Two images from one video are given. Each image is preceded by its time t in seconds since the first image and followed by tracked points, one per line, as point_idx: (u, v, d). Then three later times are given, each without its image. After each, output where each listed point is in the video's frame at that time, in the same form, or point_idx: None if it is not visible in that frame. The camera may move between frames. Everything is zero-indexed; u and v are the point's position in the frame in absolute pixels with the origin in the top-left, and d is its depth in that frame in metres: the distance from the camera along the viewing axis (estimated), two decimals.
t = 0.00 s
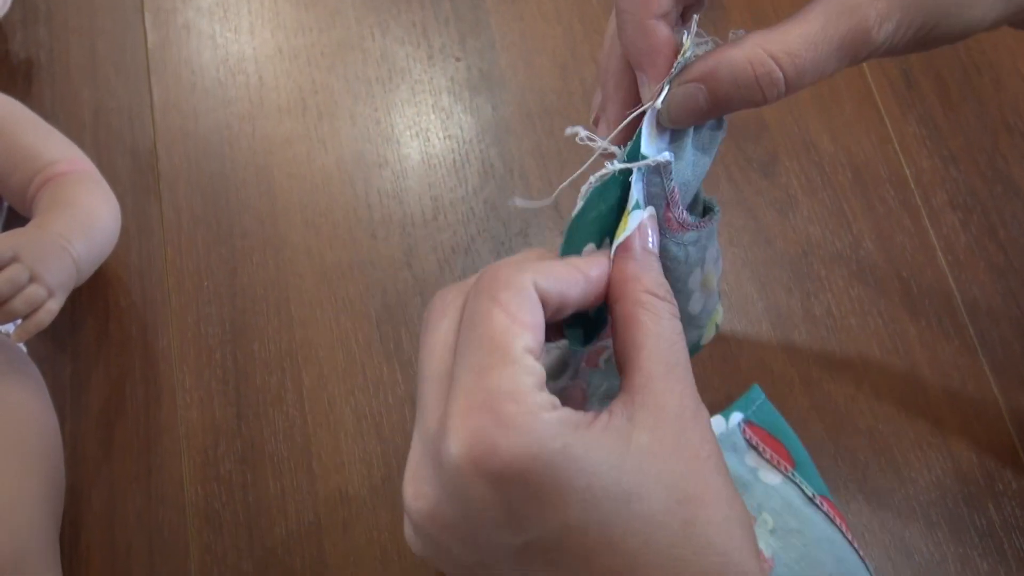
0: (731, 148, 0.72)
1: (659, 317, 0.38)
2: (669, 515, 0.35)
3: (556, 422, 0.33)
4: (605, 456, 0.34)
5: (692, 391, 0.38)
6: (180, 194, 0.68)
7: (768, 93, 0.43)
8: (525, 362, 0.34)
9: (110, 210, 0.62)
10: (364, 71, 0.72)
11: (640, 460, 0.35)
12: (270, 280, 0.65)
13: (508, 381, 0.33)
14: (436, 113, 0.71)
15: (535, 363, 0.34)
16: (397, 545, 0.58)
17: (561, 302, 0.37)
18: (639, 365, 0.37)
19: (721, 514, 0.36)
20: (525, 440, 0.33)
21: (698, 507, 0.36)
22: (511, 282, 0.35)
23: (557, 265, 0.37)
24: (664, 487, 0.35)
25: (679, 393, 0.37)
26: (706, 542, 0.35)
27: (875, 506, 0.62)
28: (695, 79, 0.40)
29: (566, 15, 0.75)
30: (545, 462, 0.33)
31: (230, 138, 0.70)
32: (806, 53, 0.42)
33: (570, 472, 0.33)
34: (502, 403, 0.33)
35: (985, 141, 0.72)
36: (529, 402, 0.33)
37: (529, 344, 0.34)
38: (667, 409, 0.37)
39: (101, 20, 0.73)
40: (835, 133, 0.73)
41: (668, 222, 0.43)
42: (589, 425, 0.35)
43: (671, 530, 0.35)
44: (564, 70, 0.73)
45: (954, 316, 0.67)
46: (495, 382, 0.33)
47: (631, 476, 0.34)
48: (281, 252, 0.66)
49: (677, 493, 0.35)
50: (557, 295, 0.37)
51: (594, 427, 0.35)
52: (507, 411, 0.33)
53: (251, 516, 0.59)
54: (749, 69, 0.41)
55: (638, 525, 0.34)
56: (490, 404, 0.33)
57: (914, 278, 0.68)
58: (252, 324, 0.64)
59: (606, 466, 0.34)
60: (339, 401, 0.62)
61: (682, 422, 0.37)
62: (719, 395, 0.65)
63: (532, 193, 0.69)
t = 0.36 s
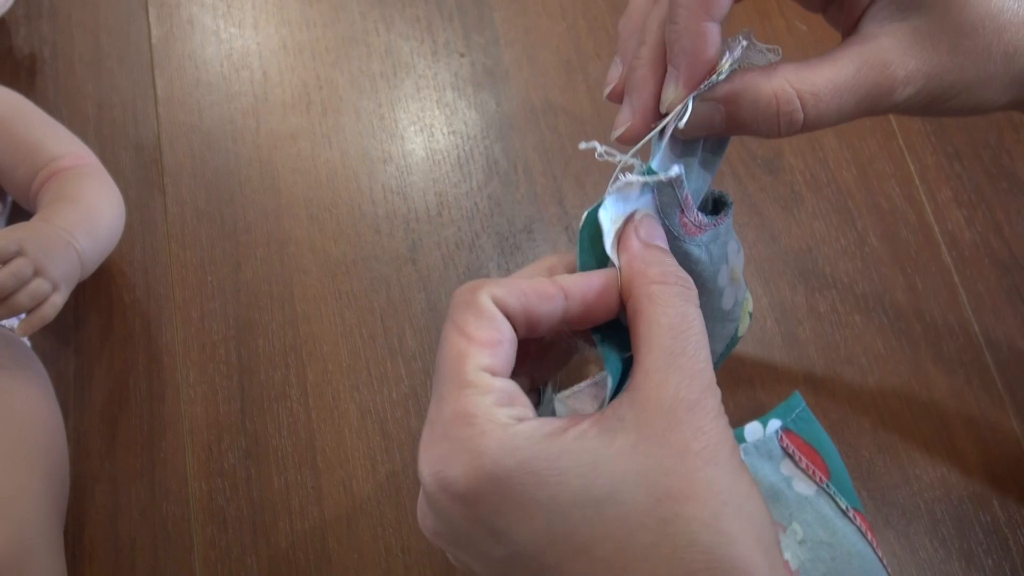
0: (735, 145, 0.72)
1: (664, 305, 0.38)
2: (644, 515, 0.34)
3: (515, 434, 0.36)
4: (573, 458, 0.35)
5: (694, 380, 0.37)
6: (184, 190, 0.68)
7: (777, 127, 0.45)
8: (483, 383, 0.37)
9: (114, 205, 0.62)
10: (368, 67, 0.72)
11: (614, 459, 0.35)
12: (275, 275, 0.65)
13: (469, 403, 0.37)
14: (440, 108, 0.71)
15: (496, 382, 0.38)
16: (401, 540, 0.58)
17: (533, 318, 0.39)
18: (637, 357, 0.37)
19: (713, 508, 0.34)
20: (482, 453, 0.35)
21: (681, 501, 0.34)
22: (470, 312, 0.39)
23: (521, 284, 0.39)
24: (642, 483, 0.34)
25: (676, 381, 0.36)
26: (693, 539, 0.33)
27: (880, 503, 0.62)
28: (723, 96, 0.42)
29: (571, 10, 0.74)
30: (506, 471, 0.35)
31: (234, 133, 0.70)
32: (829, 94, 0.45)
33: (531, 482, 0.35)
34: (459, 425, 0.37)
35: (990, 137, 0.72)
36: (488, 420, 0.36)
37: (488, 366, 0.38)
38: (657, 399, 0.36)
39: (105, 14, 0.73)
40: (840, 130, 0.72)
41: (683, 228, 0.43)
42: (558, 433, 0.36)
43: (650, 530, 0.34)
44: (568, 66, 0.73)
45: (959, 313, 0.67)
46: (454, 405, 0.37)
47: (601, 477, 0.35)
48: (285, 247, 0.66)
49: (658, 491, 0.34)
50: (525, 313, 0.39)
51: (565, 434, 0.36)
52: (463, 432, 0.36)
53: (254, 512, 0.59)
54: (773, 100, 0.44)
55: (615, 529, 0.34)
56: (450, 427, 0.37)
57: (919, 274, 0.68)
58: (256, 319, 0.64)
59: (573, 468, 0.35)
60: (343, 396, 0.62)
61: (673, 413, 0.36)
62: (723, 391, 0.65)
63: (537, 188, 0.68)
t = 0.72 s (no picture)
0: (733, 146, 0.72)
1: (671, 288, 0.37)
2: (674, 486, 0.34)
3: (546, 406, 0.35)
4: (600, 431, 0.35)
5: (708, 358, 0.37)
6: (181, 190, 0.68)
7: (762, 143, 0.46)
8: (511, 357, 0.36)
9: (111, 206, 0.62)
10: (366, 67, 0.72)
11: (640, 433, 0.35)
12: (272, 277, 0.65)
13: (497, 376, 0.36)
14: (438, 109, 0.71)
15: (524, 355, 0.36)
16: (397, 542, 0.58)
17: (561, 291, 0.38)
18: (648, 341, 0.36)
19: (741, 477, 0.34)
20: (511, 426, 0.34)
21: (710, 471, 0.34)
22: (496, 283, 0.37)
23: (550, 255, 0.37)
24: (669, 456, 0.34)
25: (689, 360, 0.36)
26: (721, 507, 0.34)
27: (877, 505, 0.61)
28: (708, 112, 0.43)
29: (569, 11, 0.74)
30: (538, 442, 0.34)
31: (232, 134, 0.70)
32: (812, 111, 0.46)
33: (562, 455, 0.34)
34: (489, 398, 0.35)
35: (988, 139, 0.72)
36: (517, 393, 0.35)
37: (517, 341, 0.36)
38: (674, 379, 0.36)
39: (103, 14, 0.72)
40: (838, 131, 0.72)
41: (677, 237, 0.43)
42: (583, 408, 0.35)
43: (681, 499, 0.34)
44: (566, 67, 0.73)
45: (956, 315, 0.67)
46: (480, 379, 0.36)
47: (629, 450, 0.34)
48: (283, 248, 0.66)
49: (687, 465, 0.34)
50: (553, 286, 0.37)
51: (589, 408, 0.35)
52: (493, 404, 0.35)
53: (250, 513, 0.59)
54: (759, 117, 0.45)
55: (644, 500, 0.34)
56: (477, 401, 0.36)
57: (916, 276, 0.68)
58: (252, 320, 0.64)
59: (602, 441, 0.34)
60: (339, 397, 0.62)
61: (690, 391, 0.35)
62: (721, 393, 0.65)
63: (534, 190, 0.68)
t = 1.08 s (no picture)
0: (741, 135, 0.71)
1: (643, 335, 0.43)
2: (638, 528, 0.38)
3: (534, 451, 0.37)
4: (580, 474, 0.38)
5: (673, 404, 0.41)
6: (184, 177, 0.67)
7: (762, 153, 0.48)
8: (500, 401, 0.38)
9: (114, 192, 0.62)
10: (371, 54, 0.72)
11: (616, 477, 0.38)
12: (277, 265, 0.65)
13: (488, 420, 0.38)
14: (444, 97, 0.70)
15: (514, 399, 0.39)
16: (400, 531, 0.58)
17: (542, 339, 0.41)
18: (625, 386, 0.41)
19: (695, 519, 0.39)
20: (500, 469, 0.37)
21: (670, 514, 0.38)
22: (487, 330, 0.40)
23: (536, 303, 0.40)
24: (639, 498, 0.38)
25: (657, 407, 0.41)
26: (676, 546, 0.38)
27: (884, 497, 0.61)
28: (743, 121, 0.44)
29: None
30: (524, 484, 0.37)
31: (235, 120, 0.69)
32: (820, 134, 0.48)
33: (547, 497, 0.37)
34: (479, 442, 0.38)
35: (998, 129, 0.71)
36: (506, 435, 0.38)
37: (504, 385, 0.39)
38: (643, 428, 0.40)
39: None
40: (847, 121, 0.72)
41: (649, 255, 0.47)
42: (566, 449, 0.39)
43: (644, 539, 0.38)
44: (573, 54, 0.72)
45: (964, 306, 0.67)
46: (472, 424, 0.38)
47: (604, 491, 0.38)
48: (287, 235, 0.66)
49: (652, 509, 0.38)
50: (535, 333, 0.40)
51: (571, 450, 0.39)
52: (484, 451, 0.37)
53: (253, 502, 0.58)
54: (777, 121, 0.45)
55: (613, 539, 0.37)
56: (467, 442, 0.38)
57: (924, 267, 0.68)
58: (256, 308, 0.63)
59: (581, 484, 0.38)
60: (343, 386, 0.61)
61: (658, 438, 0.40)
62: (728, 384, 0.64)
63: (540, 178, 0.68)
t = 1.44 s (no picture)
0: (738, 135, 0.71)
1: (636, 338, 0.41)
2: (566, 530, 0.39)
3: (470, 445, 0.42)
4: (513, 471, 0.40)
5: (645, 413, 0.40)
6: (183, 176, 0.67)
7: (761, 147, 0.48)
8: (455, 400, 0.44)
9: (113, 191, 0.62)
10: (370, 54, 0.72)
11: (554, 478, 0.39)
12: (275, 264, 0.65)
13: (439, 414, 0.44)
14: (442, 96, 0.71)
15: (470, 399, 0.45)
16: (399, 530, 0.58)
17: (530, 341, 0.45)
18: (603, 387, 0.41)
19: (634, 528, 0.38)
20: (433, 457, 0.42)
21: (607, 522, 0.38)
22: (467, 332, 0.46)
23: (531, 307, 0.45)
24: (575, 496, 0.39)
25: (623, 412, 0.39)
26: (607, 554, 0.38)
27: (881, 495, 0.61)
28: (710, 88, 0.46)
29: None
30: (451, 474, 0.42)
31: (234, 120, 0.69)
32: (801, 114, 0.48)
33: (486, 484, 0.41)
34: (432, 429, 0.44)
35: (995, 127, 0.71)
36: (448, 431, 0.43)
37: (467, 383, 0.45)
38: (601, 431, 0.40)
39: None
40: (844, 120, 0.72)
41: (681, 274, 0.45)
42: (504, 447, 0.42)
43: (571, 541, 0.38)
44: (571, 53, 0.72)
45: (961, 305, 0.67)
46: (431, 413, 0.44)
47: (536, 489, 0.39)
48: (285, 235, 0.66)
49: (586, 512, 0.38)
50: (520, 338, 0.45)
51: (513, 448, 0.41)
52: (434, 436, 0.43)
53: (252, 500, 0.59)
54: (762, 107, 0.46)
55: (536, 536, 0.39)
56: (419, 430, 0.44)
57: (922, 266, 0.68)
58: (254, 307, 0.63)
59: (512, 480, 0.40)
60: (342, 386, 0.61)
61: (616, 444, 0.39)
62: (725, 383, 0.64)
63: (538, 177, 0.68)
